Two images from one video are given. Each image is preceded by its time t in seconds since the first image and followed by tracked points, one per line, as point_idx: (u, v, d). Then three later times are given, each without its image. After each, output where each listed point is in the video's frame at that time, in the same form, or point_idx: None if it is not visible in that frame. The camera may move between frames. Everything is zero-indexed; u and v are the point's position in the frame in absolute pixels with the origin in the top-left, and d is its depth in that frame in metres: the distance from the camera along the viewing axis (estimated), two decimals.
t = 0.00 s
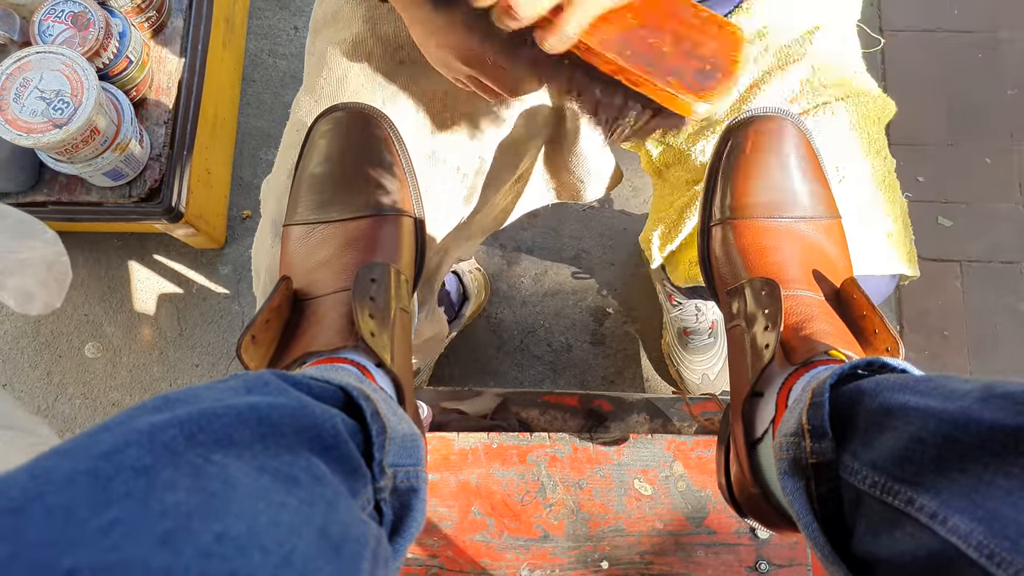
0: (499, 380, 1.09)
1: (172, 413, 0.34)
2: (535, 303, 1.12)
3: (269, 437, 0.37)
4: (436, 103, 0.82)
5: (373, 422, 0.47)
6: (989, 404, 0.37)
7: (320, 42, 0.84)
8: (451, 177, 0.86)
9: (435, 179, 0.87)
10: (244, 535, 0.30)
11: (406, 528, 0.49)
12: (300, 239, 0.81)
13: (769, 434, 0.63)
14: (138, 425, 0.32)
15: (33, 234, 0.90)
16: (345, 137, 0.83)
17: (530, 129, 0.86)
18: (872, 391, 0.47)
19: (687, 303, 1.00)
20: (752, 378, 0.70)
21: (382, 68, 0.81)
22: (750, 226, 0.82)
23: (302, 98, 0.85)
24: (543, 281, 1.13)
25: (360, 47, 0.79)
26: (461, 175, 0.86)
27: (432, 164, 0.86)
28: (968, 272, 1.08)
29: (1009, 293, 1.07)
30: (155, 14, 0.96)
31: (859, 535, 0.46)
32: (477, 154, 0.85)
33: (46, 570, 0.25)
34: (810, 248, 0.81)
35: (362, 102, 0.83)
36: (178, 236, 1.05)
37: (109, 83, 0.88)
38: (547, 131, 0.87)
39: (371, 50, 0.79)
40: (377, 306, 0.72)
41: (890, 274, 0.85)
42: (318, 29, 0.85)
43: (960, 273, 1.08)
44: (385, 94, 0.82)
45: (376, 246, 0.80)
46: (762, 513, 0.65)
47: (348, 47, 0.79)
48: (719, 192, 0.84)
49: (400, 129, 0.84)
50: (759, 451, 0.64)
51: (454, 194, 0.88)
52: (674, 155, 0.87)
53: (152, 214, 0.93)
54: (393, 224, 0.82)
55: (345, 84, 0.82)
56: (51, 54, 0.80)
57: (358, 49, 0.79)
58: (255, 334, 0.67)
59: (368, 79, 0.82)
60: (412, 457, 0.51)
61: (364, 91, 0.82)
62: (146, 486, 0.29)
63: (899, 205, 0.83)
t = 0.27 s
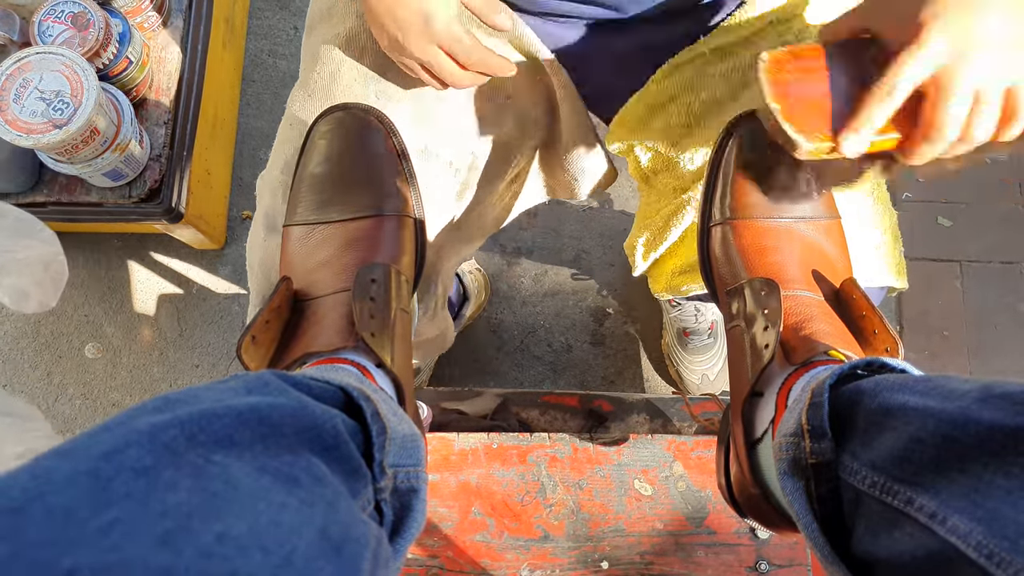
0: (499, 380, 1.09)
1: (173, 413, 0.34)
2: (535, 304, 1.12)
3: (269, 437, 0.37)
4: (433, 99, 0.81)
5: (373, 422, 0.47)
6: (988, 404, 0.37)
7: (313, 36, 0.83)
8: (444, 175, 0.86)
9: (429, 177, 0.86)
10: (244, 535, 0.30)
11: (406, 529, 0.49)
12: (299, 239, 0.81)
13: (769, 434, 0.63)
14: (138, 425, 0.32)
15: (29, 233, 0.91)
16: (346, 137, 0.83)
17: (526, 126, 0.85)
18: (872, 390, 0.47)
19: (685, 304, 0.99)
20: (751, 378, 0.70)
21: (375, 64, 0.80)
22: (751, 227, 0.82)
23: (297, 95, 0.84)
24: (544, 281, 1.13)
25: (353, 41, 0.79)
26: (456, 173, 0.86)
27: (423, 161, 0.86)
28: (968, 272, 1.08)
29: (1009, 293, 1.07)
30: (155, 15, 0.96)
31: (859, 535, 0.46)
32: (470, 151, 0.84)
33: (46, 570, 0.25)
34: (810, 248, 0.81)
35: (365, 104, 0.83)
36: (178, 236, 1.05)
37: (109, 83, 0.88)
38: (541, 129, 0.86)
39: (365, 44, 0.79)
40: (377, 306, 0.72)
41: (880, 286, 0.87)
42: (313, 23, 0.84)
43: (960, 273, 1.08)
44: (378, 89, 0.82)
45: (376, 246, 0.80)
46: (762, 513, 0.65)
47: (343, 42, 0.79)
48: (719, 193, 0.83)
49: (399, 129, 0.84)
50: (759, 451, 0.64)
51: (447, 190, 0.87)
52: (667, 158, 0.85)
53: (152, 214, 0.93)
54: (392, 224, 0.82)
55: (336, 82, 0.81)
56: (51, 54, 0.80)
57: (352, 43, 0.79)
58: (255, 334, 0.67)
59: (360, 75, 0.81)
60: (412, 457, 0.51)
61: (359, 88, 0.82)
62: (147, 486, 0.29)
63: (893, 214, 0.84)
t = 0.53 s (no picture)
0: (500, 380, 1.09)
1: (173, 413, 0.34)
2: (535, 303, 1.12)
3: (269, 437, 0.37)
4: (430, 93, 0.82)
5: (373, 422, 0.47)
6: (989, 404, 0.37)
7: (317, 41, 0.85)
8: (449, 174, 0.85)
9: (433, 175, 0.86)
10: (244, 535, 0.30)
11: (406, 528, 0.49)
12: (300, 239, 0.81)
13: (769, 435, 0.63)
14: (138, 425, 0.32)
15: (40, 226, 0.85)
16: (345, 137, 0.83)
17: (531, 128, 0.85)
18: (872, 390, 0.47)
19: (686, 304, 1.00)
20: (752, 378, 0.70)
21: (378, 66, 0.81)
22: (751, 227, 0.82)
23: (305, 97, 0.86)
24: (544, 281, 1.13)
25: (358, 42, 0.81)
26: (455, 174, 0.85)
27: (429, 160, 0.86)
28: (968, 272, 1.08)
29: (1009, 293, 1.07)
30: (155, 14, 0.96)
31: (859, 535, 0.45)
32: (476, 149, 0.84)
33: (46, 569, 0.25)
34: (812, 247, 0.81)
35: (363, 102, 0.83)
36: (178, 236, 1.05)
37: (109, 83, 0.88)
38: (549, 128, 0.86)
39: (371, 46, 0.81)
40: (377, 306, 0.72)
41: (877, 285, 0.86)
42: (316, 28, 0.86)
43: (960, 273, 1.08)
44: (385, 90, 0.83)
45: (376, 246, 0.80)
46: (762, 514, 0.65)
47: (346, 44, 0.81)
48: (720, 194, 0.83)
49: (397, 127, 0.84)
50: (760, 451, 0.64)
51: (453, 191, 0.86)
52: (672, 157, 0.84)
53: (152, 214, 0.93)
54: (392, 224, 0.82)
55: (343, 82, 0.82)
56: (51, 54, 0.80)
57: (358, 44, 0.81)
58: (255, 334, 0.67)
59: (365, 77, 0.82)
60: (412, 456, 0.51)
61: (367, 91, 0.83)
62: (146, 486, 0.29)
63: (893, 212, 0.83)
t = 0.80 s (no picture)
0: (500, 380, 1.09)
1: (173, 413, 0.34)
2: (535, 304, 1.12)
3: (269, 438, 0.37)
4: (434, 101, 0.81)
5: (373, 422, 0.47)
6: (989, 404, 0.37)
7: (321, 40, 0.84)
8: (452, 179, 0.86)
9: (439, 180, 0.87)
10: (244, 536, 0.30)
11: (406, 528, 0.49)
12: (300, 240, 0.81)
13: (769, 435, 0.63)
14: (138, 425, 0.32)
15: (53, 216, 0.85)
16: (345, 138, 0.83)
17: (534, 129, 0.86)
18: (872, 390, 0.47)
19: (686, 303, 1.00)
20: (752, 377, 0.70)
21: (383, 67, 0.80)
22: (752, 227, 0.82)
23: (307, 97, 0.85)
24: (544, 282, 1.13)
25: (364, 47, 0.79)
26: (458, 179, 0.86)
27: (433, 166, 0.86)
28: (968, 272, 1.08)
29: (1010, 293, 1.07)
30: (156, 15, 0.96)
31: (859, 535, 0.45)
32: (478, 153, 0.85)
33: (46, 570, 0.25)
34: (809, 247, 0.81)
35: (363, 102, 0.82)
36: (178, 236, 1.05)
37: (109, 83, 0.88)
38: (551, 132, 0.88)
39: (376, 50, 0.79)
40: (377, 306, 0.72)
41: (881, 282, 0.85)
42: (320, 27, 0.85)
43: (960, 273, 1.08)
44: (388, 94, 0.82)
45: (377, 246, 0.80)
46: (762, 514, 0.65)
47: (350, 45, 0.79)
48: (718, 193, 0.84)
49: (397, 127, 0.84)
50: (759, 451, 0.64)
51: (454, 193, 0.88)
52: (673, 155, 0.86)
53: (152, 214, 0.93)
54: (393, 225, 0.82)
55: (347, 83, 0.81)
56: (51, 54, 0.80)
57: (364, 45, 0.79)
58: (255, 334, 0.67)
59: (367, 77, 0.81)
60: (413, 457, 0.51)
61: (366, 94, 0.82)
62: (146, 486, 0.29)
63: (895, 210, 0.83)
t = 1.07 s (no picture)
0: (499, 380, 1.09)
1: (173, 413, 0.34)
2: (535, 304, 1.12)
3: (269, 438, 0.36)
4: (432, 97, 0.80)
5: (373, 422, 0.47)
6: (989, 404, 0.37)
7: (319, 37, 0.83)
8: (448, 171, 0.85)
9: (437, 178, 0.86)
10: (244, 536, 0.30)
11: (406, 528, 0.49)
12: (300, 239, 0.81)
13: (769, 435, 0.63)
14: (137, 425, 0.32)
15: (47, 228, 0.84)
16: (344, 138, 0.83)
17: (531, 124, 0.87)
18: (872, 391, 0.47)
19: (686, 304, 0.99)
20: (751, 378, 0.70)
21: (378, 62, 0.79)
22: (751, 229, 0.83)
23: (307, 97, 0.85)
24: (543, 281, 1.13)
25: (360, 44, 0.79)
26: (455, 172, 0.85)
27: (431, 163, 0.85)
28: (968, 273, 1.08)
29: (1009, 293, 1.07)
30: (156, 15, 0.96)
31: (860, 535, 0.45)
32: (476, 149, 0.84)
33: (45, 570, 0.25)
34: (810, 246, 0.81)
35: (362, 102, 0.82)
36: (177, 236, 1.05)
37: (109, 83, 0.88)
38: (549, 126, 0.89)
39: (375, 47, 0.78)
40: (377, 306, 0.72)
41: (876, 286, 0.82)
42: (318, 25, 0.85)
43: (960, 273, 1.08)
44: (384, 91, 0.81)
45: (377, 246, 0.80)
46: (762, 514, 0.65)
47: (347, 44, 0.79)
48: (719, 193, 0.84)
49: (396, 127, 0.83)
50: (759, 451, 0.64)
51: (451, 188, 0.86)
52: (667, 158, 0.83)
53: (152, 214, 0.93)
54: (393, 225, 0.82)
55: (343, 80, 0.81)
56: (51, 54, 0.80)
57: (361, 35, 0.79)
58: (255, 334, 0.67)
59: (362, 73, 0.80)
60: (413, 457, 0.51)
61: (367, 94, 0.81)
62: (146, 486, 0.29)
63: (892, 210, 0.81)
